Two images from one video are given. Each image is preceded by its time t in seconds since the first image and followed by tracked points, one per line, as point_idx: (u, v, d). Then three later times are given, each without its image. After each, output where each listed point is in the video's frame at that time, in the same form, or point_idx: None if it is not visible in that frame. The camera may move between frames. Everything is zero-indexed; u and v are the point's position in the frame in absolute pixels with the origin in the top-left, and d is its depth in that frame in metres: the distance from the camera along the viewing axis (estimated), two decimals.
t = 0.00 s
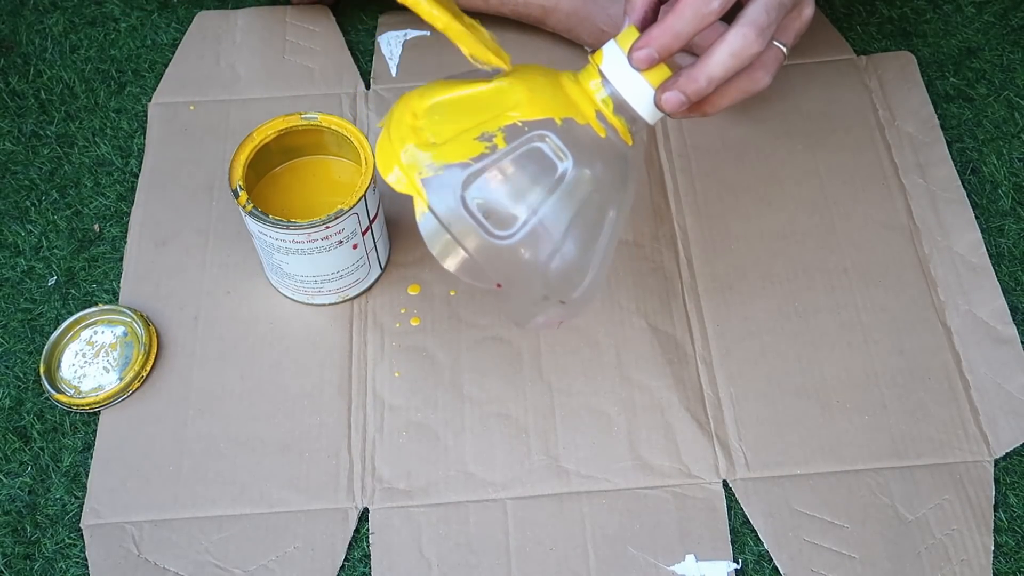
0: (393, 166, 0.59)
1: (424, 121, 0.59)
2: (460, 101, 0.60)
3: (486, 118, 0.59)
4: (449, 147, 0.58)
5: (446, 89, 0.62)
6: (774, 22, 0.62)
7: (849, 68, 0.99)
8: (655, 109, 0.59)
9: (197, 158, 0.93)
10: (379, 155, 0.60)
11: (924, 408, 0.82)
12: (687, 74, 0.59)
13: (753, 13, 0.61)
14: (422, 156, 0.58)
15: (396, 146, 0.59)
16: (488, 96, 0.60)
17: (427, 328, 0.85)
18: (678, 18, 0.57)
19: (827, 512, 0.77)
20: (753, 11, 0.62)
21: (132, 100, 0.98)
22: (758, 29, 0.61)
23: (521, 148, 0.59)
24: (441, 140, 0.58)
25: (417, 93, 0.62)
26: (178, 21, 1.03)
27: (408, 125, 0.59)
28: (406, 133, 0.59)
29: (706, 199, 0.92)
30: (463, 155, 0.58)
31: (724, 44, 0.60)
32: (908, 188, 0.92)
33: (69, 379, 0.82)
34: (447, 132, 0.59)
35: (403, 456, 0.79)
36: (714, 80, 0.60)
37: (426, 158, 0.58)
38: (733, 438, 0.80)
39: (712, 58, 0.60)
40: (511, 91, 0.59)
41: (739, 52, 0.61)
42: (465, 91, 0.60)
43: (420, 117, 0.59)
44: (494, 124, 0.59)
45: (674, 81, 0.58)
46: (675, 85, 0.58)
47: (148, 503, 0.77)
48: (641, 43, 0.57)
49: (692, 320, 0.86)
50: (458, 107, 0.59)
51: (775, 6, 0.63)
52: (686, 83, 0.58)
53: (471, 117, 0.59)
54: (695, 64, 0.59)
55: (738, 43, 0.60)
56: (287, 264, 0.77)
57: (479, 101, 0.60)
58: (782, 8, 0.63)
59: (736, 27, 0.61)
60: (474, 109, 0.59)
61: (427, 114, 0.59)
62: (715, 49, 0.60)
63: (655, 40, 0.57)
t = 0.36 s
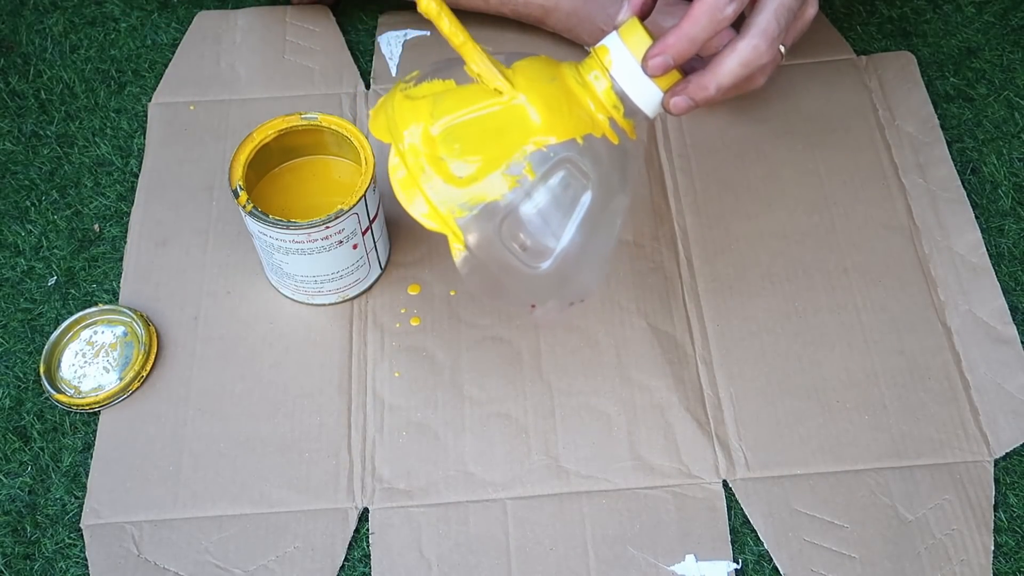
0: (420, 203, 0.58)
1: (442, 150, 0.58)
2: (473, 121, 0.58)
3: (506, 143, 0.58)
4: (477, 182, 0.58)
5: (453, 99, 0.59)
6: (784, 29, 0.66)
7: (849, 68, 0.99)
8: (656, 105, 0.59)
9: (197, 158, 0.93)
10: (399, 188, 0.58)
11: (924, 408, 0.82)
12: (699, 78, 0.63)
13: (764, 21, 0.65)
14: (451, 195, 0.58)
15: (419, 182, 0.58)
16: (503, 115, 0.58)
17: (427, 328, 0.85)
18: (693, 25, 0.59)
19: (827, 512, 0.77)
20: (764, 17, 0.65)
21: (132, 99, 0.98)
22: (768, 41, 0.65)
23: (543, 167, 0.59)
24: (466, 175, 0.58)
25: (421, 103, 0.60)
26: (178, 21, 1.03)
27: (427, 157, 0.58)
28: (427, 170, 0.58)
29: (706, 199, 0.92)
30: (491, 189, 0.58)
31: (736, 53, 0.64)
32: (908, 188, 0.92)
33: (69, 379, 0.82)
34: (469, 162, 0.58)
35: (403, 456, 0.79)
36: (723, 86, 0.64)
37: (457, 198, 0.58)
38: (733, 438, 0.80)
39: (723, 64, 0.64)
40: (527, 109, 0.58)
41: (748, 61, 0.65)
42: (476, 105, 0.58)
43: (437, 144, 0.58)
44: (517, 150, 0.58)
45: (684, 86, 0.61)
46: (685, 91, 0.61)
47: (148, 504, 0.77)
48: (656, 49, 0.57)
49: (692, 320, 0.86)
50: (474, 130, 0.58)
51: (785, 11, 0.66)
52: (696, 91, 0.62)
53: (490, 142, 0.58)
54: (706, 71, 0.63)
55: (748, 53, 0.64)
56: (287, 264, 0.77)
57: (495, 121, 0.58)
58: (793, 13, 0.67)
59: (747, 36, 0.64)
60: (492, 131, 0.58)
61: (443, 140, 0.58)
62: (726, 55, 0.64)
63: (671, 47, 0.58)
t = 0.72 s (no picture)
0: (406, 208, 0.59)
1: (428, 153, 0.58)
2: (458, 124, 0.58)
3: (492, 152, 0.58)
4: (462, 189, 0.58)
5: (441, 100, 0.58)
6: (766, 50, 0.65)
7: (849, 68, 0.99)
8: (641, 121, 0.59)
9: (197, 158, 0.93)
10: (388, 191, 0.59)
11: (924, 408, 0.82)
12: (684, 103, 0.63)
13: (749, 44, 0.64)
14: (435, 201, 0.58)
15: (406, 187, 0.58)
16: (490, 123, 0.58)
17: (427, 329, 0.85)
18: (678, 51, 0.58)
19: (827, 512, 0.77)
20: (748, 41, 0.64)
21: (132, 100, 0.98)
22: (751, 65, 0.64)
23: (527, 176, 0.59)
24: (451, 181, 0.58)
25: (409, 103, 0.59)
26: (178, 21, 1.03)
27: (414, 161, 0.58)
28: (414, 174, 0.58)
29: (706, 199, 0.92)
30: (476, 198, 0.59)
31: (720, 78, 0.63)
32: (908, 188, 0.92)
33: (69, 379, 0.82)
34: (455, 168, 0.58)
35: (403, 457, 0.79)
36: (707, 110, 0.64)
37: (441, 204, 0.58)
38: (733, 438, 0.80)
39: (709, 89, 0.63)
40: (512, 117, 0.57)
41: (734, 86, 0.64)
42: (464, 110, 0.58)
43: (424, 148, 0.58)
44: (500, 158, 0.58)
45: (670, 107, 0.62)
46: (670, 113, 0.63)
47: (148, 504, 0.77)
48: (643, 72, 0.56)
49: (692, 320, 0.86)
50: (459, 136, 0.58)
51: (768, 34, 0.65)
52: (682, 113, 0.62)
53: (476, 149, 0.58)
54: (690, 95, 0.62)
55: (734, 78, 0.64)
56: (287, 264, 0.77)
57: (483, 129, 0.58)
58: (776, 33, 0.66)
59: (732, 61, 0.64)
60: (478, 139, 0.58)
61: (431, 144, 0.58)
62: (711, 80, 0.63)
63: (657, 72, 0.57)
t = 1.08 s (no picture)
0: (454, 265, 0.57)
1: (462, 204, 0.56)
2: (488, 171, 0.56)
3: (524, 186, 0.57)
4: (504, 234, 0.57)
5: (460, 143, 0.56)
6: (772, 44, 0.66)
7: (849, 68, 0.99)
8: (642, 114, 0.58)
9: (197, 158, 0.93)
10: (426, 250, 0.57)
11: (924, 408, 0.82)
12: (686, 97, 0.66)
13: (754, 39, 0.65)
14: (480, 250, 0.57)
15: (447, 245, 0.56)
16: (516, 158, 0.56)
17: (426, 329, 0.85)
18: (690, 51, 0.60)
19: (827, 512, 0.77)
20: (753, 36, 0.65)
21: (132, 100, 0.98)
22: (754, 61, 0.66)
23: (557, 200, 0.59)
24: (492, 227, 0.57)
25: (424, 153, 0.57)
26: (178, 21, 1.03)
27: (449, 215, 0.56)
28: (454, 228, 0.56)
29: (706, 199, 0.92)
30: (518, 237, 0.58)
31: (723, 72, 0.65)
32: (908, 188, 0.92)
33: (69, 379, 0.82)
34: (493, 214, 0.57)
35: (403, 457, 0.79)
36: (709, 102, 0.67)
37: (486, 252, 0.57)
38: (733, 438, 0.80)
39: (710, 84, 0.65)
40: (541, 152, 0.56)
41: (735, 81, 0.66)
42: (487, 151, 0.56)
43: (456, 199, 0.56)
44: (537, 197, 0.57)
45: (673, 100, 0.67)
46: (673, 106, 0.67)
47: (148, 504, 0.77)
48: (655, 74, 0.56)
49: (692, 320, 0.86)
50: (495, 183, 0.56)
51: (773, 29, 0.65)
52: (683, 107, 0.66)
53: (507, 188, 0.57)
54: (692, 91, 0.65)
55: (736, 74, 0.65)
56: (287, 264, 0.77)
57: (511, 166, 0.56)
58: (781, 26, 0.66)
59: (735, 56, 0.65)
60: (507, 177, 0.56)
61: (462, 193, 0.56)
62: (714, 74, 0.65)
63: (671, 73, 0.58)
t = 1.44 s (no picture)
0: (490, 298, 0.59)
1: (493, 239, 0.57)
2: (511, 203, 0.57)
3: (547, 212, 0.58)
4: (534, 262, 0.59)
5: (479, 176, 0.57)
6: (769, 50, 0.66)
7: (849, 68, 0.99)
8: (639, 115, 0.58)
9: (197, 158, 0.93)
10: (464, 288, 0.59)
11: (924, 408, 0.82)
12: (680, 98, 0.66)
13: (751, 44, 0.65)
14: (516, 282, 0.59)
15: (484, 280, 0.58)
16: (535, 184, 0.57)
17: (426, 328, 0.85)
18: (687, 58, 0.62)
19: (827, 512, 0.77)
20: (750, 40, 0.65)
21: (132, 99, 0.98)
22: (750, 64, 0.65)
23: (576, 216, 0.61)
24: (523, 255, 0.59)
25: (446, 191, 0.57)
26: (178, 22, 1.03)
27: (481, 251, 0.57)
28: (488, 264, 0.57)
29: (706, 199, 0.92)
30: (547, 261, 0.60)
31: (718, 75, 0.65)
32: (907, 188, 0.92)
33: (69, 379, 0.82)
34: (521, 243, 0.58)
35: (403, 456, 0.79)
36: (703, 104, 0.67)
37: (521, 280, 0.59)
38: (733, 438, 0.80)
39: (704, 87, 0.66)
40: (561, 176, 0.57)
41: (729, 84, 0.66)
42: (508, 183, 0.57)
43: (484, 234, 0.57)
44: (559, 218, 0.59)
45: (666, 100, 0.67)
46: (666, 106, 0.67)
47: (148, 503, 0.77)
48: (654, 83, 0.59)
49: (692, 320, 0.86)
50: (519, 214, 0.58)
51: (770, 34, 0.66)
52: (677, 108, 0.67)
53: (531, 215, 0.58)
54: (686, 92, 0.66)
55: (730, 77, 0.65)
56: (287, 264, 0.77)
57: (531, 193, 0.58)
58: (778, 32, 0.67)
59: (731, 59, 0.65)
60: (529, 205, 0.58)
61: (490, 227, 0.57)
62: (710, 76, 0.65)
63: (671, 79, 0.61)
